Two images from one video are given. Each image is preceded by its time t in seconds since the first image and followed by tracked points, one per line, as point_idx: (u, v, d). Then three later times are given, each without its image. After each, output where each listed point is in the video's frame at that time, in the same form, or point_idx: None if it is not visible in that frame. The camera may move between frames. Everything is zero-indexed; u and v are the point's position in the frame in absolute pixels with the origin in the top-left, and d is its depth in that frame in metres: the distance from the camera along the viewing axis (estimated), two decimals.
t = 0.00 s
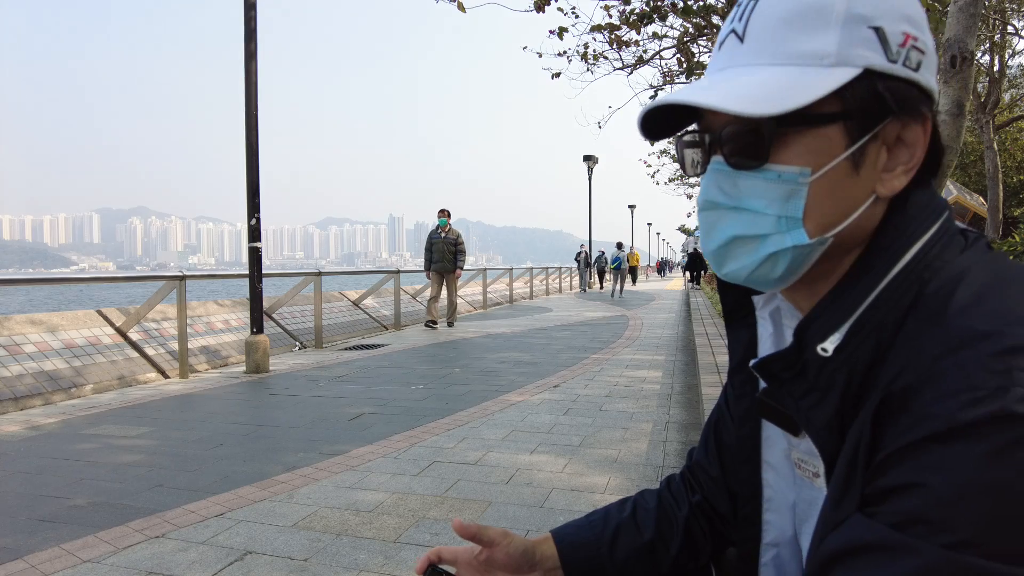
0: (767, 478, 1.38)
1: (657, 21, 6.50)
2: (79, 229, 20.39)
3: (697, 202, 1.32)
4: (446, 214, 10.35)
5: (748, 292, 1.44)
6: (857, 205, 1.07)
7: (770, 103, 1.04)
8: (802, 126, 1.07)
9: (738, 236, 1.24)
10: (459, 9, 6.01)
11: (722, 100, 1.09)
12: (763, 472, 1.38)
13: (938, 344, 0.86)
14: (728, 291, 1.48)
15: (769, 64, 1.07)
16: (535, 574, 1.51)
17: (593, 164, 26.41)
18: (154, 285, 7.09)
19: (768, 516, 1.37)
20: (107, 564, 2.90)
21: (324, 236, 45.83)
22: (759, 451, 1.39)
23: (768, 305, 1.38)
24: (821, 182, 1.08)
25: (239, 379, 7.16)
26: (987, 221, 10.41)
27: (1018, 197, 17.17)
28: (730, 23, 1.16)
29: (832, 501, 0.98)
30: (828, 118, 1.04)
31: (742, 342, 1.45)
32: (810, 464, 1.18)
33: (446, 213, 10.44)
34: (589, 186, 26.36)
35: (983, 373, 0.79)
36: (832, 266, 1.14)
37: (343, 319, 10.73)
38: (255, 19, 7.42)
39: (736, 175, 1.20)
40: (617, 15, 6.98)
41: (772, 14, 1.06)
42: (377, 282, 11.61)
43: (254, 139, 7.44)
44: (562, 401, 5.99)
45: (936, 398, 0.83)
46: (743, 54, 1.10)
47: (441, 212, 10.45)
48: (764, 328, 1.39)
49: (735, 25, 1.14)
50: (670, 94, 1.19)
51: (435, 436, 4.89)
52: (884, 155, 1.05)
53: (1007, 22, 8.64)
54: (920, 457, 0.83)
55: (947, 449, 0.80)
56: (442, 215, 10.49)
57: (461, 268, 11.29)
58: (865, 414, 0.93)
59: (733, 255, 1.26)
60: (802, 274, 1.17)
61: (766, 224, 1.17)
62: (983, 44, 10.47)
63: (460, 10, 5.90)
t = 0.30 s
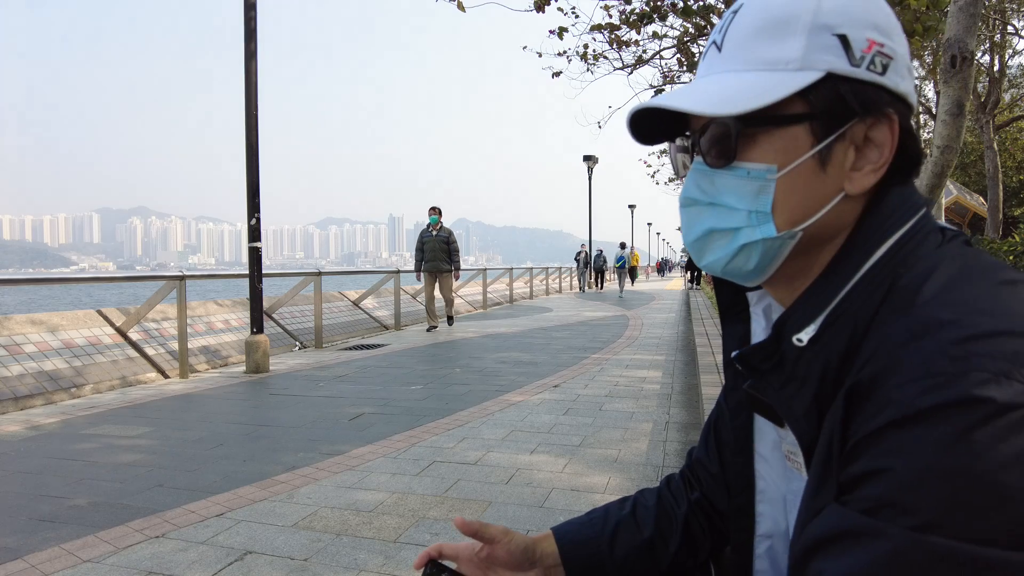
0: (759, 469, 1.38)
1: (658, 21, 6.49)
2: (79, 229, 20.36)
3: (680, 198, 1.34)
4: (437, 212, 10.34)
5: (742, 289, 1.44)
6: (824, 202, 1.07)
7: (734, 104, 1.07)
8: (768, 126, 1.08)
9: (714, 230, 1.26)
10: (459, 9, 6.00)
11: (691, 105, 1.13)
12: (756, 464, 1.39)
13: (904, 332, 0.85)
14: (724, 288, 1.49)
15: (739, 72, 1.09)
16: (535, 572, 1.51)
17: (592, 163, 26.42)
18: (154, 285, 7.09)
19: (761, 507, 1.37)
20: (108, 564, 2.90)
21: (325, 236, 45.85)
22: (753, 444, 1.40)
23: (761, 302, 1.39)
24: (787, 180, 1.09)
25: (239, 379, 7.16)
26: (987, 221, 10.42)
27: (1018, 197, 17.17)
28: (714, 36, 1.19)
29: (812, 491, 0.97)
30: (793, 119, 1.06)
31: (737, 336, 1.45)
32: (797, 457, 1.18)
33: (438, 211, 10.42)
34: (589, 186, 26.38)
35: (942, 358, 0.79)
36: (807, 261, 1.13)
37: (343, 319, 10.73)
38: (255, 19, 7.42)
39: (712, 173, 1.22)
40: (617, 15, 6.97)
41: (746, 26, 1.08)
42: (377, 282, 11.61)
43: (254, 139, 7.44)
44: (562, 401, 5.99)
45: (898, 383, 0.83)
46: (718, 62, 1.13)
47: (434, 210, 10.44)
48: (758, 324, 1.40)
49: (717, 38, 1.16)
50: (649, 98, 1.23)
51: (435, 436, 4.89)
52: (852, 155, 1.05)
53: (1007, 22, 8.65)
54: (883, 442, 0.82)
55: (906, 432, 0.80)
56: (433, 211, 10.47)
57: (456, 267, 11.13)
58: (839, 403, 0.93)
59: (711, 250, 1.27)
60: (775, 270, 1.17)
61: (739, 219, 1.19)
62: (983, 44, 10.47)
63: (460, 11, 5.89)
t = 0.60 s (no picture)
0: (758, 469, 1.38)
1: (657, 21, 6.49)
2: (79, 229, 20.34)
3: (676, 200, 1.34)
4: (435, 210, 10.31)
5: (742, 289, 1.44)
6: (817, 204, 1.07)
7: (727, 107, 1.07)
8: (761, 128, 1.08)
9: (711, 231, 1.26)
10: (459, 9, 6.00)
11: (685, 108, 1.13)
12: (755, 463, 1.39)
13: (897, 329, 0.85)
14: (722, 287, 1.48)
15: (732, 74, 1.09)
16: (536, 574, 1.51)
17: (592, 163, 26.44)
18: (154, 286, 7.09)
19: (759, 507, 1.37)
20: (108, 564, 2.90)
21: (324, 236, 45.86)
22: (752, 443, 1.39)
23: (760, 303, 1.39)
24: (782, 181, 1.09)
25: (239, 379, 7.16)
26: (987, 221, 10.42)
27: (1019, 197, 17.17)
28: (708, 39, 1.19)
29: (809, 490, 0.96)
30: (787, 121, 1.06)
31: (735, 336, 1.45)
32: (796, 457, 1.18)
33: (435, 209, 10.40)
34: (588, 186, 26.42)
35: (934, 357, 0.79)
36: (805, 262, 1.13)
37: (343, 319, 10.73)
38: (255, 19, 7.42)
39: (707, 175, 1.22)
40: (617, 15, 6.97)
41: (738, 29, 1.09)
42: (377, 282, 11.61)
43: (254, 139, 7.44)
44: (562, 401, 5.99)
45: (890, 381, 0.83)
46: (714, 65, 1.13)
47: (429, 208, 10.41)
48: (756, 324, 1.40)
49: (711, 41, 1.16)
50: (645, 101, 1.23)
51: (435, 437, 4.89)
52: (848, 156, 1.05)
53: (1007, 22, 8.65)
54: (878, 441, 0.82)
55: (901, 430, 0.79)
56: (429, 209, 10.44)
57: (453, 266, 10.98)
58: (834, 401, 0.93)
59: (709, 251, 1.27)
60: (773, 270, 1.17)
61: (734, 220, 1.19)
62: (984, 44, 10.47)
63: (460, 11, 5.89)
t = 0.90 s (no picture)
0: (760, 470, 1.38)
1: (657, 21, 6.48)
2: (79, 229, 20.33)
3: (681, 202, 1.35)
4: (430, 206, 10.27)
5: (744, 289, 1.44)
6: (827, 205, 1.07)
7: (734, 108, 1.07)
8: (770, 129, 1.08)
9: (716, 234, 1.26)
10: (459, 9, 6.00)
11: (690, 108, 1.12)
12: (756, 464, 1.39)
13: (908, 331, 0.86)
14: (725, 287, 1.48)
15: (738, 74, 1.09)
16: None
17: (592, 163, 26.43)
18: (154, 286, 7.09)
19: (762, 508, 1.37)
20: (108, 564, 2.90)
21: (324, 236, 45.84)
22: (754, 444, 1.39)
23: (763, 303, 1.38)
24: (791, 182, 1.09)
25: (239, 379, 7.16)
26: (987, 221, 10.42)
27: (1019, 197, 17.18)
28: (712, 37, 1.18)
29: (817, 493, 0.96)
30: (795, 122, 1.06)
31: (738, 336, 1.45)
32: (800, 458, 1.18)
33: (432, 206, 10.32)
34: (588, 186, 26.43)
35: (947, 359, 0.79)
36: (814, 263, 1.13)
37: (343, 319, 10.73)
38: (255, 18, 7.42)
39: (714, 177, 1.23)
40: (617, 15, 6.96)
41: (743, 27, 1.08)
42: (377, 282, 11.60)
43: (254, 139, 7.44)
44: (562, 401, 5.99)
45: (902, 384, 0.83)
46: (718, 65, 1.13)
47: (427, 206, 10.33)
48: (759, 323, 1.40)
49: (715, 39, 1.16)
50: (650, 101, 1.23)
51: (435, 436, 4.89)
52: (857, 156, 1.05)
53: (1007, 22, 8.64)
54: (889, 444, 0.82)
55: (912, 433, 0.80)
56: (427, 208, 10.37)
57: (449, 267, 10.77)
58: (842, 403, 0.93)
59: (714, 252, 1.27)
60: (781, 272, 1.17)
61: (742, 222, 1.19)
62: (984, 44, 10.45)
63: (459, 11, 5.90)
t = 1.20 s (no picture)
0: (762, 471, 1.38)
1: (657, 21, 6.48)
2: (79, 229, 20.32)
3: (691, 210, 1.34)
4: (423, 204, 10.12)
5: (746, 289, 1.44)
6: (837, 207, 1.07)
7: (746, 114, 1.06)
8: (781, 133, 1.08)
9: (728, 242, 1.25)
10: (459, 8, 6.00)
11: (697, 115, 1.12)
12: (759, 465, 1.38)
13: (912, 332, 0.86)
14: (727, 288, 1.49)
15: (747, 76, 1.08)
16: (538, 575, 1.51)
17: (592, 163, 26.44)
18: (154, 286, 7.09)
19: (764, 510, 1.37)
20: (108, 564, 2.90)
21: (325, 236, 45.84)
22: (756, 445, 1.39)
23: (765, 303, 1.40)
24: (804, 187, 1.09)
25: (239, 379, 7.16)
26: (988, 221, 10.40)
27: (1019, 197, 17.17)
28: (714, 37, 1.17)
29: (819, 494, 0.97)
30: (806, 125, 1.06)
31: (740, 337, 1.45)
32: (802, 458, 1.18)
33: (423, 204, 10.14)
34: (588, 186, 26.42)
35: (953, 361, 0.79)
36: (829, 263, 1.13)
37: (343, 319, 10.72)
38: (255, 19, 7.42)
39: (723, 183, 1.22)
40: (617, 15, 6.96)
41: (749, 29, 1.08)
42: (377, 282, 11.60)
43: (254, 139, 7.44)
44: (562, 401, 5.99)
45: (908, 385, 0.83)
46: (723, 69, 1.12)
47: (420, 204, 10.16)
48: (761, 324, 1.40)
49: (718, 39, 1.15)
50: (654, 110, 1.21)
51: (435, 436, 4.89)
52: (867, 156, 1.06)
53: (1007, 22, 8.64)
54: (894, 446, 0.82)
55: (918, 434, 0.80)
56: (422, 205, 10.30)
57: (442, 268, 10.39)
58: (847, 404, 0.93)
59: (727, 258, 1.26)
60: (794, 275, 1.17)
61: (754, 229, 1.18)
62: (984, 44, 10.45)
63: (460, 11, 5.90)
